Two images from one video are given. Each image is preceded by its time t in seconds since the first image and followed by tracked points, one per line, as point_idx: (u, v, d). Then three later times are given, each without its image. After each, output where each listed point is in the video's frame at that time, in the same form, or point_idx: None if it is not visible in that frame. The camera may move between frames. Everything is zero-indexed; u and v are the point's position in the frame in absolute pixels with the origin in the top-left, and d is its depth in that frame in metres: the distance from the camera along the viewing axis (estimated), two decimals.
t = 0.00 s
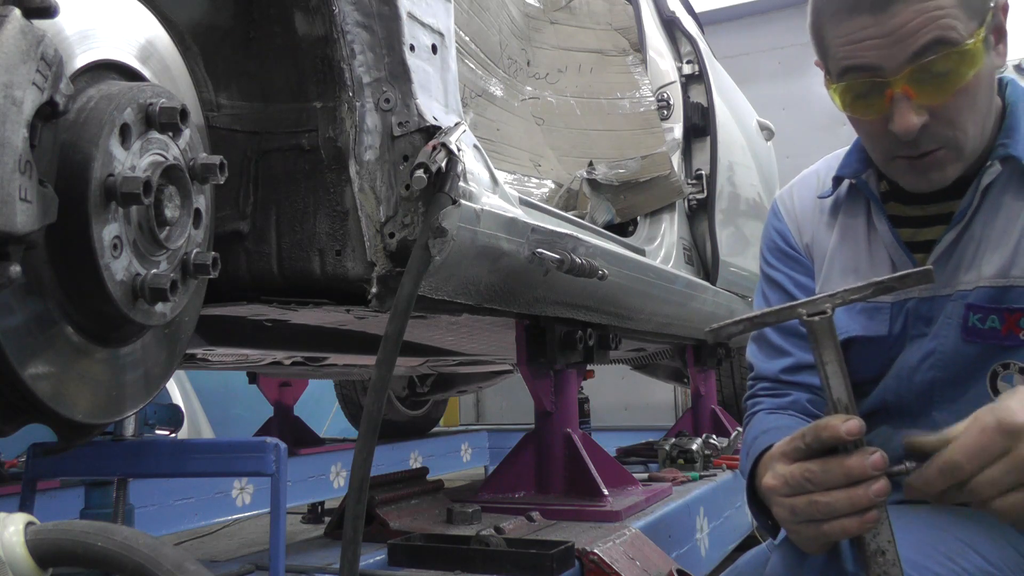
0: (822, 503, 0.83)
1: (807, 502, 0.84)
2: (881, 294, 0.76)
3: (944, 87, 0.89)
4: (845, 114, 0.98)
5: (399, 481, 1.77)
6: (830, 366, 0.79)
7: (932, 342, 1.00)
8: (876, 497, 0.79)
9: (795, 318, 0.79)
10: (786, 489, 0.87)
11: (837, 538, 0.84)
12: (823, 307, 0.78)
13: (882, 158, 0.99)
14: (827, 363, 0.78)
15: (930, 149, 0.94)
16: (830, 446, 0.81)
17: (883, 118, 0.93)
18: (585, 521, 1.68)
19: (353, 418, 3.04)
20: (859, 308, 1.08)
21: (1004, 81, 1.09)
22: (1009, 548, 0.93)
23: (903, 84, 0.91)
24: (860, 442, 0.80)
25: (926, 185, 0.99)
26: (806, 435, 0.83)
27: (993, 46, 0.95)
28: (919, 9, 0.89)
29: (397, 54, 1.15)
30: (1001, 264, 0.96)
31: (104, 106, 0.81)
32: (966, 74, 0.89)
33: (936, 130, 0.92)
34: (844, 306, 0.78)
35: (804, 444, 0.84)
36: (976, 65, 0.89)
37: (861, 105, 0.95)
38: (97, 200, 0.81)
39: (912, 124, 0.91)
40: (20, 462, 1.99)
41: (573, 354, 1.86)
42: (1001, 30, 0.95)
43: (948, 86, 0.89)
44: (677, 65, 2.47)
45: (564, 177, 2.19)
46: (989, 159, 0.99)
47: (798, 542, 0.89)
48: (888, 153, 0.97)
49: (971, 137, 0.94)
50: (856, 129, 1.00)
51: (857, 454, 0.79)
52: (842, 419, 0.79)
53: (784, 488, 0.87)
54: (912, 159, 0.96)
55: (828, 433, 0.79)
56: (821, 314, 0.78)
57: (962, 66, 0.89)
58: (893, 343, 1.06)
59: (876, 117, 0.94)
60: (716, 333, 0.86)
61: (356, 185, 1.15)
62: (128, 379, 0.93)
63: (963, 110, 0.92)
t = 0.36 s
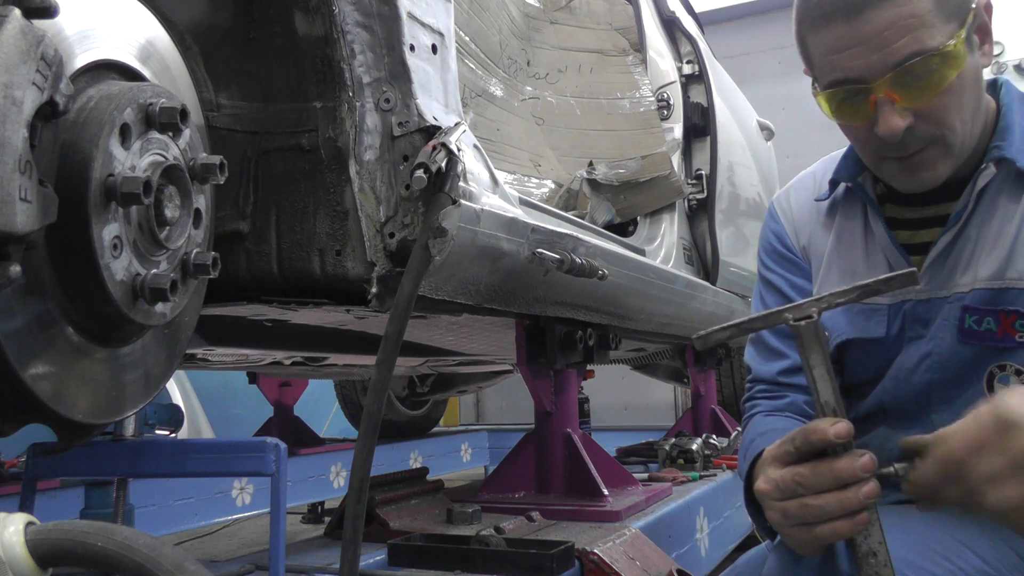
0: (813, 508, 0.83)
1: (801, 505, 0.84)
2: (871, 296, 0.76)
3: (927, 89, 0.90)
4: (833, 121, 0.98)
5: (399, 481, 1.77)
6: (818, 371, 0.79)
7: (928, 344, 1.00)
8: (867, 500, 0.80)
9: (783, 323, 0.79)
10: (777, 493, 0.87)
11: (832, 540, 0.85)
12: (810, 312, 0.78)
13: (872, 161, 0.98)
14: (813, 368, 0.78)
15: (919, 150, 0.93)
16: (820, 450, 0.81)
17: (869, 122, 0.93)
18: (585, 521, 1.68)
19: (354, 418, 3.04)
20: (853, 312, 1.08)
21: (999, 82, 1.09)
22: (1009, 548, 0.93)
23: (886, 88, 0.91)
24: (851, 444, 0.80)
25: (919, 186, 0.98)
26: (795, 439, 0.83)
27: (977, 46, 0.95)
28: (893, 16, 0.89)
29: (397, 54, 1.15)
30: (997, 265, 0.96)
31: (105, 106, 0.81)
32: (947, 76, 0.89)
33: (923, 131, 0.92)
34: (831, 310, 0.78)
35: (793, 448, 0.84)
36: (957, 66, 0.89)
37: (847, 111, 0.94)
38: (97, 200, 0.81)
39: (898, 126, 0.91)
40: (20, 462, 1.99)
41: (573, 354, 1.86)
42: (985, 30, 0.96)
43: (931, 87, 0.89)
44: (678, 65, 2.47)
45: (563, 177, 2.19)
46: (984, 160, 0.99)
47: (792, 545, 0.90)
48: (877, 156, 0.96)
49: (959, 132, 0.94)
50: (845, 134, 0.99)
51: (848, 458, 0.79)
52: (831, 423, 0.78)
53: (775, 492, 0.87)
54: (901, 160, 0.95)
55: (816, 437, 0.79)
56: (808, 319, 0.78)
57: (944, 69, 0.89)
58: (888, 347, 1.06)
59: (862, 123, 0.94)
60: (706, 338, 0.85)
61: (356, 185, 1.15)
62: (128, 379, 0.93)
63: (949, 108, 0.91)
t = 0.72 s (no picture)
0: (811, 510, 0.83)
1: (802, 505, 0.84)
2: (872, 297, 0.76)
3: (927, 90, 0.90)
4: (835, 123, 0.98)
5: (399, 481, 1.77)
6: (823, 370, 0.79)
7: (930, 345, 1.00)
8: (869, 502, 0.79)
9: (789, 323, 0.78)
10: (779, 492, 0.86)
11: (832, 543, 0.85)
12: (816, 312, 0.77)
13: (873, 162, 0.98)
14: (818, 368, 0.78)
15: (920, 150, 0.93)
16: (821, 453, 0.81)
17: (870, 124, 0.93)
18: (585, 521, 1.68)
19: (354, 418, 3.04)
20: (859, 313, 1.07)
21: (1002, 84, 1.09)
22: (1009, 549, 0.93)
23: (886, 89, 0.91)
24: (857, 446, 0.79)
25: (922, 186, 0.98)
26: (798, 440, 0.82)
27: (979, 45, 0.95)
28: (894, 17, 0.90)
29: (397, 54, 1.15)
30: (1000, 267, 0.96)
31: (105, 106, 0.81)
32: (947, 76, 0.89)
33: (923, 131, 0.92)
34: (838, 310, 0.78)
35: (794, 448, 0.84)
36: (958, 66, 0.89)
37: (848, 113, 0.95)
38: (97, 200, 0.81)
39: (898, 127, 0.91)
40: (20, 462, 1.99)
41: (573, 354, 1.86)
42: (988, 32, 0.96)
43: (931, 88, 0.89)
44: (678, 65, 2.47)
45: (564, 177, 2.19)
46: (987, 162, 1.00)
47: (792, 546, 0.90)
48: (878, 157, 0.97)
49: (961, 131, 0.94)
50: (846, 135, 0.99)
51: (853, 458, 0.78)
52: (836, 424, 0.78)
53: (777, 493, 0.87)
54: (902, 160, 0.95)
55: (820, 437, 0.79)
56: (815, 319, 0.76)
57: (943, 70, 0.89)
58: (890, 348, 1.06)
59: (863, 124, 0.94)
60: (710, 336, 0.85)
61: (356, 185, 1.15)
62: (128, 379, 0.93)
63: (948, 108, 0.91)
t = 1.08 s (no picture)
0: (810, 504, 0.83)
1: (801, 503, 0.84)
2: (875, 296, 0.76)
3: (931, 89, 0.89)
4: (837, 122, 0.98)
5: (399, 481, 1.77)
6: (824, 370, 0.79)
7: (932, 346, 1.00)
8: (870, 500, 0.79)
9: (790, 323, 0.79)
10: (780, 492, 0.86)
11: (833, 542, 0.85)
12: (816, 311, 0.77)
13: (875, 161, 0.98)
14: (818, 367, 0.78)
15: (922, 149, 0.93)
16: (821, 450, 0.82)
17: (873, 123, 0.93)
18: (585, 521, 1.68)
19: (354, 418, 3.04)
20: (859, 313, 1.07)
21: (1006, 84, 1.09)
22: (1009, 549, 0.93)
23: (889, 89, 0.90)
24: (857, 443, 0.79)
25: (924, 186, 0.97)
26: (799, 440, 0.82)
27: (984, 44, 0.95)
28: (897, 17, 0.90)
29: (397, 54, 1.15)
30: (1003, 269, 0.95)
31: (104, 106, 0.81)
32: (951, 75, 0.89)
33: (925, 129, 0.92)
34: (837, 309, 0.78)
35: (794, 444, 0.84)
36: (961, 67, 0.89)
37: (851, 112, 0.95)
38: (97, 199, 0.81)
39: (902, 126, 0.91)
40: (20, 462, 1.99)
41: (573, 354, 1.86)
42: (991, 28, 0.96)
43: (935, 88, 0.89)
44: (678, 65, 2.47)
45: (563, 177, 2.19)
46: (990, 164, 1.00)
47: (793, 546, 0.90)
48: (879, 155, 0.97)
49: (964, 130, 0.93)
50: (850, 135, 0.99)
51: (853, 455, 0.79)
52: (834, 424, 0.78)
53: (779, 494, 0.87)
54: (904, 159, 0.95)
55: (820, 436, 0.79)
56: (815, 319, 0.77)
57: (947, 69, 0.89)
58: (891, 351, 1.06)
59: (865, 124, 0.94)
60: (709, 336, 0.85)
61: (356, 185, 1.15)
62: (129, 379, 0.93)
63: (952, 107, 0.91)
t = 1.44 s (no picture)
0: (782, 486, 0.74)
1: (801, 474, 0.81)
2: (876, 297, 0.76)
3: (914, 73, 0.87)
4: (827, 111, 0.96)
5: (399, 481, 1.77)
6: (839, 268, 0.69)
7: (938, 343, 0.97)
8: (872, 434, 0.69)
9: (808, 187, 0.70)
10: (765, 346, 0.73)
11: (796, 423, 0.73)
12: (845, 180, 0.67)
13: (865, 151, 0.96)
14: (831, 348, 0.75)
15: (911, 133, 0.90)
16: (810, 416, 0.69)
17: (860, 107, 0.91)
18: (585, 521, 1.68)
19: (354, 418, 3.04)
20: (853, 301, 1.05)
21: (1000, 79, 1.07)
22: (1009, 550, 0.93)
23: (874, 70, 0.89)
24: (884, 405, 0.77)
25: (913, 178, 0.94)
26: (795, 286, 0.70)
27: (970, 36, 0.92)
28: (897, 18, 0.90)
29: (397, 54, 1.15)
30: (1009, 263, 0.93)
31: (105, 106, 0.81)
32: (935, 59, 0.87)
33: (912, 114, 0.89)
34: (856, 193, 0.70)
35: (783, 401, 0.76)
36: (947, 48, 0.87)
37: (839, 98, 0.93)
38: (97, 200, 0.81)
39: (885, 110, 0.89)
40: (20, 462, 1.99)
41: (573, 354, 1.86)
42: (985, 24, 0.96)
43: (920, 69, 0.87)
44: (677, 65, 2.47)
45: (563, 177, 2.19)
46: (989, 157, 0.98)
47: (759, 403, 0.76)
48: (871, 145, 0.94)
49: (952, 121, 0.91)
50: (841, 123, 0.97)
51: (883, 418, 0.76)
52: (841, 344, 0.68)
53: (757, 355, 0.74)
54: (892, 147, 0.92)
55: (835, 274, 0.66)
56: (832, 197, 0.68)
57: (931, 51, 0.87)
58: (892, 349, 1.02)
59: (853, 107, 0.92)
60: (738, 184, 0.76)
61: (356, 185, 1.15)
62: (128, 379, 0.93)
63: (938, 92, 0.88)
